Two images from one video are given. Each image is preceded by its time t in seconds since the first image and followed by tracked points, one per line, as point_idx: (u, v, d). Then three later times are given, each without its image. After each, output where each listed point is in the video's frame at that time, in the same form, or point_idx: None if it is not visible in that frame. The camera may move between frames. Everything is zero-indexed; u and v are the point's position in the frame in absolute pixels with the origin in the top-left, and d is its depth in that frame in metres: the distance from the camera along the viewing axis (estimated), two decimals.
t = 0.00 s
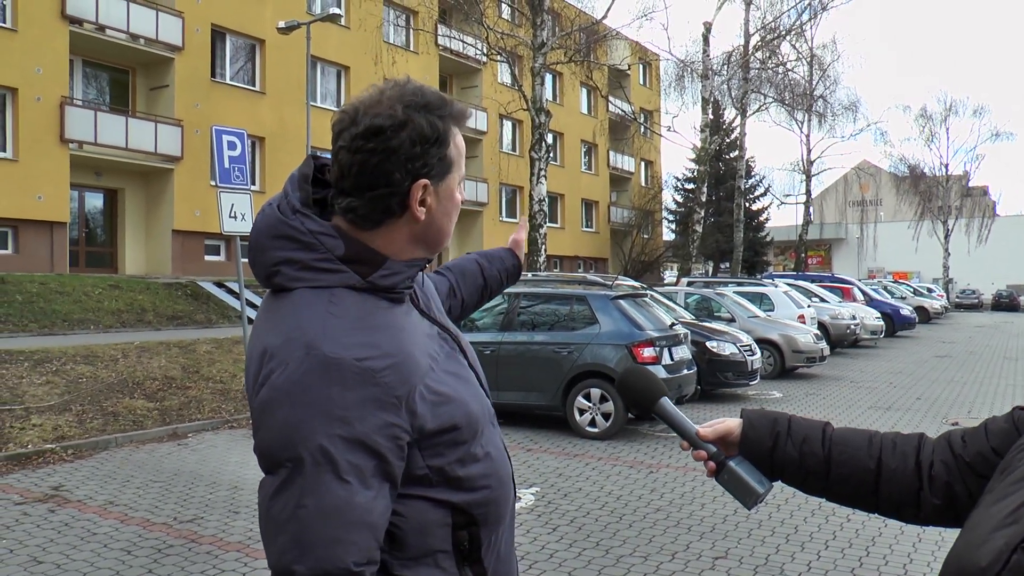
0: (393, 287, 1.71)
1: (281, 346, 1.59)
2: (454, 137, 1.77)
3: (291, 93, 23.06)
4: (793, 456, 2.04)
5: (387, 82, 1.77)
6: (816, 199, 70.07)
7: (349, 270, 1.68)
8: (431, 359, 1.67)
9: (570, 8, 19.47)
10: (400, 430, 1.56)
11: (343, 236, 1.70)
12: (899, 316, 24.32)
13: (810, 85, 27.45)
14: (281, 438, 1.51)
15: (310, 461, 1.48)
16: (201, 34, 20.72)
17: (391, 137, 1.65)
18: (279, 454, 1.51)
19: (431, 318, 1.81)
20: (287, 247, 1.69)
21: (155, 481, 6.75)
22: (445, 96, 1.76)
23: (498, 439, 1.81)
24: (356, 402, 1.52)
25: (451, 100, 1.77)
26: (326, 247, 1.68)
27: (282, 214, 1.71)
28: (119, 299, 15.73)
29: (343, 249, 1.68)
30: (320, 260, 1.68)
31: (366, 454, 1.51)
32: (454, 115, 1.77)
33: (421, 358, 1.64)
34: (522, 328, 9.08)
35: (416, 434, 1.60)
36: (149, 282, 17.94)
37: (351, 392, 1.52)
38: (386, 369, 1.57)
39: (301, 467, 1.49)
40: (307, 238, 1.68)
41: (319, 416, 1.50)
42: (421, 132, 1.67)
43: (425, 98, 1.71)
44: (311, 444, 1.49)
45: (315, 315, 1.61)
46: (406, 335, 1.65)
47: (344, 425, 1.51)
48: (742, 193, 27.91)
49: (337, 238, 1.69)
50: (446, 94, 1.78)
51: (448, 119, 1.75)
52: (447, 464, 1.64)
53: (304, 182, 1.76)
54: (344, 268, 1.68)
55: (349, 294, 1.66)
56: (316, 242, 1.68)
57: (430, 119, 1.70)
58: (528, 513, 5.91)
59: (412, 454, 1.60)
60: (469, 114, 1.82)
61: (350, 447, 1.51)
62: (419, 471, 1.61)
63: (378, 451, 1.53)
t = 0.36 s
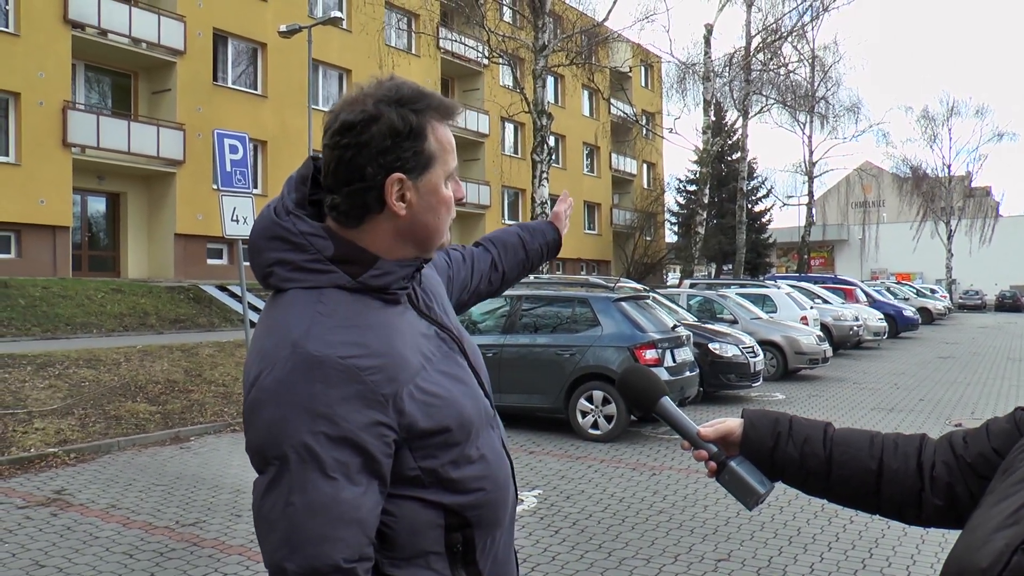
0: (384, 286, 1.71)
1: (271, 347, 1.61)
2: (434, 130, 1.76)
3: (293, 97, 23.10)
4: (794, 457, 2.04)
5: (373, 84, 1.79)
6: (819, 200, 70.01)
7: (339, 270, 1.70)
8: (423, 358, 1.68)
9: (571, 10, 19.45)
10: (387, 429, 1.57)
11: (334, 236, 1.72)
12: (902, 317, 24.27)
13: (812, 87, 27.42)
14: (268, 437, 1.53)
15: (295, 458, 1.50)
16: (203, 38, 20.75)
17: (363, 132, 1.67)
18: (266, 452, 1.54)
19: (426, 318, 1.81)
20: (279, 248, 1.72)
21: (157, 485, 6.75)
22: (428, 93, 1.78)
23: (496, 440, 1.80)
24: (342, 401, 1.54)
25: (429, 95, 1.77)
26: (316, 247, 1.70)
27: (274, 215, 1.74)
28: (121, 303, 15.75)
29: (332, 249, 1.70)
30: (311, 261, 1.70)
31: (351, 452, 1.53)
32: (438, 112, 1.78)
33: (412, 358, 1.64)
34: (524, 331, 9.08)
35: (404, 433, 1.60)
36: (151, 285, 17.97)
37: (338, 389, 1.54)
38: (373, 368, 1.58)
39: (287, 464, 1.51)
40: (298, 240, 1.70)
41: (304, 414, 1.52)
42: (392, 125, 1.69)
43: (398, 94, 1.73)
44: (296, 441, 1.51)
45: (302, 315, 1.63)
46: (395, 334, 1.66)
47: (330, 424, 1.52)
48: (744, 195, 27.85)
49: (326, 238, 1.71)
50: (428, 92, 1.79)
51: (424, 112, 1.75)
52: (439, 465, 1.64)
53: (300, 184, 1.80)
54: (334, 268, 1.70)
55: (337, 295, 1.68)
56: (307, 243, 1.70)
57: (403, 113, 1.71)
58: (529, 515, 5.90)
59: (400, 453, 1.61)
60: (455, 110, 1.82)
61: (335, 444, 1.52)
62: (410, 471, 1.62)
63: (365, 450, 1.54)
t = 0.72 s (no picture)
0: (388, 291, 1.72)
1: (274, 349, 1.61)
2: (430, 131, 1.76)
3: (294, 101, 23.14)
4: (793, 462, 2.03)
5: (374, 88, 1.81)
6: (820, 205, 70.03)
7: (344, 275, 1.70)
8: (426, 365, 1.68)
9: (571, 14, 19.44)
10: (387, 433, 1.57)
11: (338, 241, 1.73)
12: (904, 321, 24.24)
13: (812, 91, 27.43)
14: (269, 439, 1.53)
15: (295, 461, 1.50)
16: (204, 43, 20.80)
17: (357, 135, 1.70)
18: (266, 454, 1.53)
19: (430, 323, 1.81)
20: (286, 252, 1.73)
21: (158, 489, 6.75)
22: (426, 97, 1.79)
23: (497, 447, 1.80)
24: (344, 404, 1.54)
25: (426, 98, 1.78)
26: (323, 251, 1.71)
27: (281, 219, 1.75)
28: (122, 307, 15.76)
29: (338, 254, 1.71)
30: (317, 265, 1.71)
31: (352, 456, 1.53)
32: (437, 115, 1.79)
33: (414, 364, 1.65)
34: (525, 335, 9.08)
35: (405, 438, 1.60)
36: (152, 290, 17.99)
37: (339, 393, 1.54)
38: (376, 374, 1.58)
39: (287, 467, 1.51)
40: (305, 243, 1.71)
41: (305, 416, 1.52)
42: (384, 127, 1.71)
43: (394, 97, 1.75)
44: (297, 444, 1.50)
45: (305, 320, 1.63)
46: (397, 339, 1.66)
47: (331, 427, 1.52)
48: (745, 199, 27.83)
49: (331, 243, 1.72)
50: (427, 95, 1.81)
51: (420, 113, 1.76)
52: (440, 471, 1.64)
53: (308, 191, 1.81)
54: (339, 273, 1.70)
55: (341, 299, 1.68)
56: (313, 247, 1.71)
57: (396, 115, 1.73)
58: (530, 520, 5.89)
59: (400, 459, 1.61)
60: (455, 114, 1.83)
61: (336, 449, 1.52)
62: (410, 476, 1.62)
63: (365, 454, 1.54)
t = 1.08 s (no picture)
0: (387, 295, 1.74)
1: (275, 351, 1.62)
2: (420, 134, 1.77)
3: (288, 106, 23.13)
4: (788, 467, 2.04)
5: (372, 92, 1.84)
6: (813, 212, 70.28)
7: (344, 278, 1.72)
8: (424, 370, 1.69)
9: (565, 21, 19.49)
10: (385, 434, 1.57)
11: (339, 244, 1.74)
12: (896, 328, 24.31)
13: (806, 99, 27.56)
14: (269, 438, 1.54)
15: (295, 461, 1.51)
16: (199, 48, 20.81)
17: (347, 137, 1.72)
18: (266, 455, 1.54)
19: (428, 329, 1.83)
20: (288, 254, 1.76)
21: (149, 495, 6.73)
22: (419, 101, 1.81)
23: (491, 453, 1.81)
24: (342, 407, 1.54)
25: (416, 102, 1.79)
26: (324, 254, 1.73)
27: (284, 223, 1.77)
28: (115, 312, 15.71)
29: (340, 256, 1.73)
30: (318, 267, 1.72)
31: (350, 457, 1.53)
32: (429, 118, 1.80)
33: (413, 368, 1.66)
34: (518, 341, 9.09)
35: (402, 442, 1.61)
36: (145, 295, 17.94)
37: (338, 394, 1.55)
38: (374, 376, 1.59)
39: (286, 467, 1.52)
40: (307, 246, 1.73)
41: (305, 418, 1.52)
42: (371, 129, 1.73)
43: (384, 103, 1.78)
44: (298, 443, 1.51)
45: (305, 321, 1.64)
46: (395, 344, 1.67)
47: (331, 428, 1.53)
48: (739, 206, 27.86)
49: (333, 246, 1.73)
50: (421, 100, 1.82)
51: (408, 116, 1.77)
52: (436, 476, 1.64)
53: (310, 195, 1.83)
54: (340, 276, 1.72)
55: (340, 301, 1.69)
56: (315, 250, 1.73)
57: (383, 118, 1.75)
58: (522, 526, 5.88)
59: (398, 463, 1.62)
60: (450, 118, 1.84)
61: (335, 449, 1.52)
62: (406, 481, 1.62)
63: (362, 455, 1.54)
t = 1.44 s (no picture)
0: (382, 295, 1.74)
1: (269, 348, 1.62)
2: (416, 136, 1.77)
3: (285, 110, 23.13)
4: (785, 469, 2.05)
5: (368, 95, 1.85)
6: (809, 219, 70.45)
7: (339, 278, 1.72)
8: (418, 370, 1.69)
9: (562, 26, 19.53)
10: (376, 432, 1.57)
11: (334, 243, 1.75)
12: (892, 335, 24.36)
13: (802, 105, 27.65)
14: (262, 434, 1.53)
15: (289, 457, 1.51)
16: (197, 51, 20.81)
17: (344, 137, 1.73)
18: (260, 451, 1.53)
19: (422, 330, 1.83)
20: (285, 253, 1.76)
21: (143, 498, 6.70)
22: (415, 103, 1.81)
23: (483, 456, 1.82)
24: (335, 404, 1.54)
25: (413, 104, 1.80)
26: (320, 253, 1.73)
27: (281, 221, 1.77)
28: (110, 315, 15.67)
29: (335, 255, 1.73)
30: (313, 266, 1.73)
31: (343, 453, 1.53)
32: (426, 120, 1.81)
33: (406, 367, 1.66)
34: (514, 345, 9.09)
35: (394, 440, 1.61)
36: (141, 298, 17.90)
37: (331, 391, 1.55)
38: (368, 374, 1.59)
39: (281, 463, 1.51)
40: (303, 244, 1.74)
41: (299, 414, 1.52)
42: (366, 129, 1.74)
43: (381, 103, 1.78)
44: (291, 439, 1.51)
45: (300, 319, 1.64)
46: (391, 343, 1.67)
47: (324, 425, 1.53)
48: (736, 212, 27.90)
49: (329, 245, 1.74)
50: (417, 101, 1.83)
51: (404, 118, 1.77)
52: (428, 476, 1.65)
53: (307, 195, 1.84)
54: (335, 276, 1.72)
55: (336, 300, 1.70)
56: (311, 249, 1.74)
57: (380, 119, 1.75)
58: (516, 531, 5.87)
59: (390, 462, 1.62)
60: (447, 120, 1.85)
61: (328, 444, 1.52)
62: (398, 480, 1.62)
63: (355, 451, 1.54)
